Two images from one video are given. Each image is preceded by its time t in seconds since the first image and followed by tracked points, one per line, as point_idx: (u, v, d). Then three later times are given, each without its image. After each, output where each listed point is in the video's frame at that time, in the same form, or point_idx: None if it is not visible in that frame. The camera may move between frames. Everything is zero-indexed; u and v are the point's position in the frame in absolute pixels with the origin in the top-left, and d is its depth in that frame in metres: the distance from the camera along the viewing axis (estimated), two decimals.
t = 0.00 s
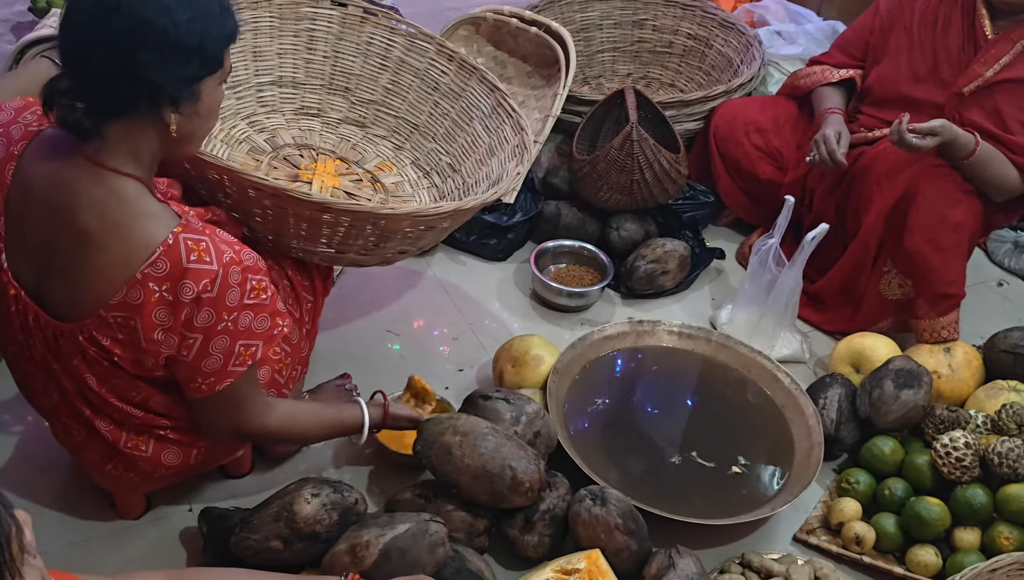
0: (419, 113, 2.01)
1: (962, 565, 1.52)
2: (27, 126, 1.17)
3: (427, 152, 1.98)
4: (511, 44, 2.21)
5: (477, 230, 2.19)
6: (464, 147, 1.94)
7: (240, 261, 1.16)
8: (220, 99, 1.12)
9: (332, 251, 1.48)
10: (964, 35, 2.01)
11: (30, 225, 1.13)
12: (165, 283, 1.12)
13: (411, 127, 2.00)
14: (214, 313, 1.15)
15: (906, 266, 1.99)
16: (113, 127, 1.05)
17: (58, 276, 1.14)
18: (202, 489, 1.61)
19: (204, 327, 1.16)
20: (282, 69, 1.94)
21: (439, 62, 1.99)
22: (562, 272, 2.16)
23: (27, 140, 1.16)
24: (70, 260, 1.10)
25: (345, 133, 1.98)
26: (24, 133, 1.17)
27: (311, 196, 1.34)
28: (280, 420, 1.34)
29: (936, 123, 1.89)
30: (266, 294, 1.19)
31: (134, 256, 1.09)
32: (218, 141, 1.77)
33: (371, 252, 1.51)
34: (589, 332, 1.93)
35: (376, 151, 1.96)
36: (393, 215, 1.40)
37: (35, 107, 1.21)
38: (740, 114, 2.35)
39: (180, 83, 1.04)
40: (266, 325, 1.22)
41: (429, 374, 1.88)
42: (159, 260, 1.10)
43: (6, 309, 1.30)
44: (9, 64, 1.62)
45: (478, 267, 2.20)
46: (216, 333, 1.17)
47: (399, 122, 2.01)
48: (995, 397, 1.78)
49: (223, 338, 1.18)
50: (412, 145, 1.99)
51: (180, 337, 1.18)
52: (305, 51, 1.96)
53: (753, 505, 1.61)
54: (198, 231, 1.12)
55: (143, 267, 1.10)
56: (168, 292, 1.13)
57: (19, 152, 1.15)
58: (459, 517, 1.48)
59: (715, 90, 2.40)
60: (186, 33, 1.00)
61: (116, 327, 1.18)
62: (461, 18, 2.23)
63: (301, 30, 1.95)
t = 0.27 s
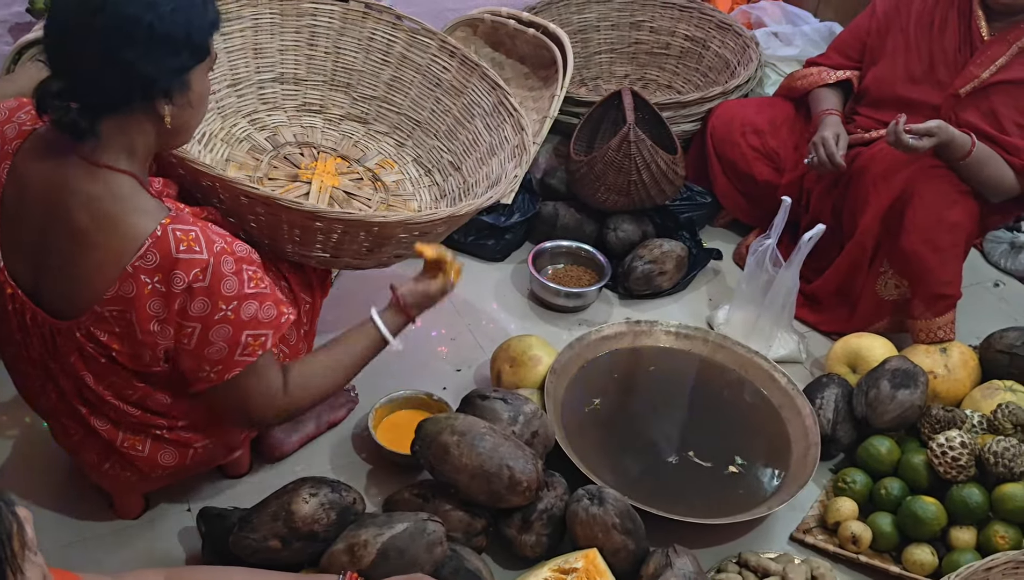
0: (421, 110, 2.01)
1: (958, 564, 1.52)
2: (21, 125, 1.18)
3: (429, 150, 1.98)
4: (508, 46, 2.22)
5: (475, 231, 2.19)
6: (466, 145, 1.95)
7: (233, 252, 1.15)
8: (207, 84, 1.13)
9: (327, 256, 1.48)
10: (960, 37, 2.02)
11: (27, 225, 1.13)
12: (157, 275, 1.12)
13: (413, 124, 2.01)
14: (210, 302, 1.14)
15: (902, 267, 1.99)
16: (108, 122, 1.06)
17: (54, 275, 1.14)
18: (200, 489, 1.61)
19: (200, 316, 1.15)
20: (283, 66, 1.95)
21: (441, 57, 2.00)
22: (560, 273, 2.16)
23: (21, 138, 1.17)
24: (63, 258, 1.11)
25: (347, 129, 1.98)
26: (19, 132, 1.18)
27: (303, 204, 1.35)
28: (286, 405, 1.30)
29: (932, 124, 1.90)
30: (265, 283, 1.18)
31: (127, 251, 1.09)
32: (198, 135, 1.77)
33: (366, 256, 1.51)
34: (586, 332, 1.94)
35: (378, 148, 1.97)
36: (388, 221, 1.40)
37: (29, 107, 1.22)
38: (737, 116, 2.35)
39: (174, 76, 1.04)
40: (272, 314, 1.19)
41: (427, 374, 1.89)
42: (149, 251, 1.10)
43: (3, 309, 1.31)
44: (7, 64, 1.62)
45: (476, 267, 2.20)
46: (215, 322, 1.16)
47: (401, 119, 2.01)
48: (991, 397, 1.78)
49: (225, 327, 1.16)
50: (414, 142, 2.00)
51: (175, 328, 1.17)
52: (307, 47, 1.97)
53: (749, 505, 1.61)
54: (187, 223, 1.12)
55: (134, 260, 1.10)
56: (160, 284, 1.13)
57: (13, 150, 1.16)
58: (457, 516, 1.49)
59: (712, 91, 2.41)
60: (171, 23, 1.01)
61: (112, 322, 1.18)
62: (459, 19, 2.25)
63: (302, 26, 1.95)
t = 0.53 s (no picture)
0: (430, 95, 2.02)
1: (957, 561, 1.53)
2: (11, 122, 1.19)
3: (438, 137, 1.99)
4: (508, 45, 2.22)
5: (475, 230, 2.21)
6: (476, 134, 1.95)
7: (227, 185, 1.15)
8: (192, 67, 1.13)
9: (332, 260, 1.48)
10: (958, 36, 2.03)
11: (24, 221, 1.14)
12: (162, 227, 1.12)
13: (423, 111, 2.02)
14: (230, 225, 1.14)
15: (900, 266, 2.00)
16: (93, 109, 1.06)
17: (58, 262, 1.15)
18: (200, 487, 1.61)
19: (229, 242, 1.15)
20: (290, 55, 1.97)
21: (449, 42, 2.00)
22: (559, 271, 2.17)
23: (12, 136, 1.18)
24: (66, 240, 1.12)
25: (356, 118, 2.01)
26: (9, 129, 1.19)
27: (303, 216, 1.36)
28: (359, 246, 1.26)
29: (931, 123, 1.90)
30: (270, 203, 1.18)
31: (121, 216, 1.10)
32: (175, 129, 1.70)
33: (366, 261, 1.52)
34: (586, 331, 1.94)
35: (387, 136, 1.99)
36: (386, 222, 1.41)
37: (17, 105, 1.22)
38: (736, 115, 2.36)
39: (157, 61, 1.04)
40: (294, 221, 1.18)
41: (427, 373, 1.89)
42: (146, 208, 1.10)
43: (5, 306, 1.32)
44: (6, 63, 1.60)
45: (475, 266, 2.21)
46: (246, 242, 1.15)
47: (410, 105, 2.03)
48: (990, 395, 1.79)
49: (262, 242, 1.15)
50: (423, 129, 2.01)
51: (203, 270, 1.17)
52: (313, 35, 1.99)
53: (749, 503, 1.62)
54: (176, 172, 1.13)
55: (134, 222, 1.11)
56: (169, 234, 1.13)
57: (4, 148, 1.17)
58: (457, 514, 1.49)
59: (711, 91, 2.41)
60: (152, 8, 1.01)
61: (133, 288, 1.18)
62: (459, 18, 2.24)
63: (307, 14, 1.97)
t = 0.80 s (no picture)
0: (433, 78, 2.01)
1: (953, 557, 1.53)
2: None
3: (443, 121, 2.00)
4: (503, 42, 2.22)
5: (472, 227, 2.21)
6: (480, 118, 1.94)
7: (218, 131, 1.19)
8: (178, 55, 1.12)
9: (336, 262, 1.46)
10: (955, 32, 2.04)
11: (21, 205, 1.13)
12: (167, 177, 1.14)
13: (427, 94, 2.02)
14: (232, 156, 1.16)
15: (897, 262, 2.00)
16: (79, 94, 1.06)
17: (59, 241, 1.16)
18: (197, 483, 1.61)
19: (234, 173, 1.17)
20: (290, 44, 1.98)
21: (448, 23, 1.98)
22: (556, 268, 2.17)
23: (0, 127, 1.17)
24: (66, 216, 1.13)
25: (359, 104, 2.03)
26: None
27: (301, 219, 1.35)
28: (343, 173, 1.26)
29: (927, 119, 1.90)
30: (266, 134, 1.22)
31: (123, 176, 1.12)
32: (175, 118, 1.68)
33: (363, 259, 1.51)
34: (583, 327, 1.94)
35: (392, 122, 2.01)
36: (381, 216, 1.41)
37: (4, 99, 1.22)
38: (732, 111, 2.36)
39: (141, 46, 1.04)
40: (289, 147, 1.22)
41: (424, 369, 1.89)
42: (149, 160, 1.12)
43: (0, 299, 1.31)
44: None
45: (472, 263, 2.21)
46: (250, 167, 1.17)
47: (413, 89, 2.03)
48: (986, 391, 1.79)
49: (264, 164, 1.18)
50: (428, 113, 2.02)
51: (212, 208, 1.18)
52: (312, 22, 1.98)
53: (746, 500, 1.62)
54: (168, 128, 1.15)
55: (139, 176, 1.12)
56: (174, 183, 1.14)
57: None
58: (454, 510, 1.49)
59: (708, 87, 2.41)
60: None
61: (143, 246, 1.19)
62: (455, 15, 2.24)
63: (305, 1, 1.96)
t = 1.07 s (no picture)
0: (431, 84, 2.01)
1: (950, 553, 1.53)
2: None
3: (441, 126, 2.00)
4: (502, 37, 2.21)
5: (470, 223, 2.21)
6: (478, 124, 1.94)
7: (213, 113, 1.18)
8: (165, 37, 1.13)
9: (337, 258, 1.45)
10: (954, 28, 2.04)
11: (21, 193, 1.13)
12: (162, 158, 1.13)
13: (424, 100, 2.02)
14: (228, 142, 1.15)
15: (895, 258, 2.01)
16: (68, 77, 1.06)
17: (57, 223, 1.15)
18: (194, 478, 1.61)
19: (229, 158, 1.16)
20: (290, 45, 1.96)
21: (450, 31, 1.98)
22: (554, 264, 2.17)
23: None
24: (63, 198, 1.12)
25: (357, 107, 2.01)
26: None
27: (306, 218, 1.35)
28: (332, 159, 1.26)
29: (925, 115, 1.90)
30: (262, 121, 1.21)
31: (119, 156, 1.11)
32: (170, 103, 1.64)
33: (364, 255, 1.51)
34: (582, 323, 1.94)
35: (389, 126, 2.01)
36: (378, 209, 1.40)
37: None
38: (731, 108, 2.36)
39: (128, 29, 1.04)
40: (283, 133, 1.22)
41: (422, 365, 1.89)
42: (144, 141, 1.11)
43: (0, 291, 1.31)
44: None
45: (470, 259, 2.21)
46: (245, 154, 1.17)
47: (411, 93, 2.02)
48: (984, 387, 1.79)
49: (259, 152, 1.17)
50: (425, 119, 2.01)
51: (206, 191, 1.18)
52: (314, 24, 1.97)
53: (744, 495, 1.62)
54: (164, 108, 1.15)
55: (136, 155, 1.11)
56: (170, 164, 1.13)
57: None
58: (452, 505, 1.49)
59: (707, 83, 2.41)
60: None
61: (139, 227, 1.18)
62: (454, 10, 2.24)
63: (308, 4, 1.95)
